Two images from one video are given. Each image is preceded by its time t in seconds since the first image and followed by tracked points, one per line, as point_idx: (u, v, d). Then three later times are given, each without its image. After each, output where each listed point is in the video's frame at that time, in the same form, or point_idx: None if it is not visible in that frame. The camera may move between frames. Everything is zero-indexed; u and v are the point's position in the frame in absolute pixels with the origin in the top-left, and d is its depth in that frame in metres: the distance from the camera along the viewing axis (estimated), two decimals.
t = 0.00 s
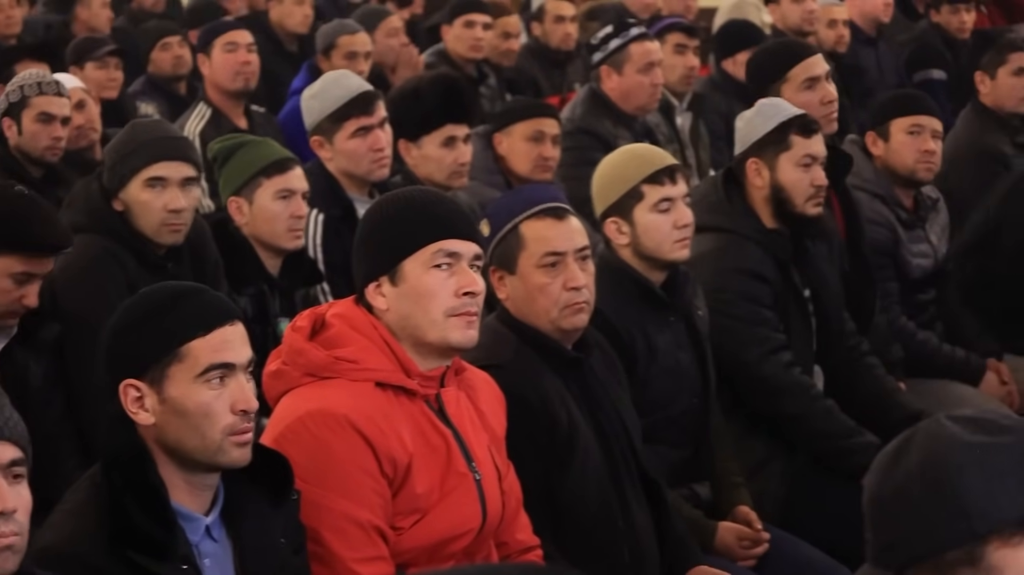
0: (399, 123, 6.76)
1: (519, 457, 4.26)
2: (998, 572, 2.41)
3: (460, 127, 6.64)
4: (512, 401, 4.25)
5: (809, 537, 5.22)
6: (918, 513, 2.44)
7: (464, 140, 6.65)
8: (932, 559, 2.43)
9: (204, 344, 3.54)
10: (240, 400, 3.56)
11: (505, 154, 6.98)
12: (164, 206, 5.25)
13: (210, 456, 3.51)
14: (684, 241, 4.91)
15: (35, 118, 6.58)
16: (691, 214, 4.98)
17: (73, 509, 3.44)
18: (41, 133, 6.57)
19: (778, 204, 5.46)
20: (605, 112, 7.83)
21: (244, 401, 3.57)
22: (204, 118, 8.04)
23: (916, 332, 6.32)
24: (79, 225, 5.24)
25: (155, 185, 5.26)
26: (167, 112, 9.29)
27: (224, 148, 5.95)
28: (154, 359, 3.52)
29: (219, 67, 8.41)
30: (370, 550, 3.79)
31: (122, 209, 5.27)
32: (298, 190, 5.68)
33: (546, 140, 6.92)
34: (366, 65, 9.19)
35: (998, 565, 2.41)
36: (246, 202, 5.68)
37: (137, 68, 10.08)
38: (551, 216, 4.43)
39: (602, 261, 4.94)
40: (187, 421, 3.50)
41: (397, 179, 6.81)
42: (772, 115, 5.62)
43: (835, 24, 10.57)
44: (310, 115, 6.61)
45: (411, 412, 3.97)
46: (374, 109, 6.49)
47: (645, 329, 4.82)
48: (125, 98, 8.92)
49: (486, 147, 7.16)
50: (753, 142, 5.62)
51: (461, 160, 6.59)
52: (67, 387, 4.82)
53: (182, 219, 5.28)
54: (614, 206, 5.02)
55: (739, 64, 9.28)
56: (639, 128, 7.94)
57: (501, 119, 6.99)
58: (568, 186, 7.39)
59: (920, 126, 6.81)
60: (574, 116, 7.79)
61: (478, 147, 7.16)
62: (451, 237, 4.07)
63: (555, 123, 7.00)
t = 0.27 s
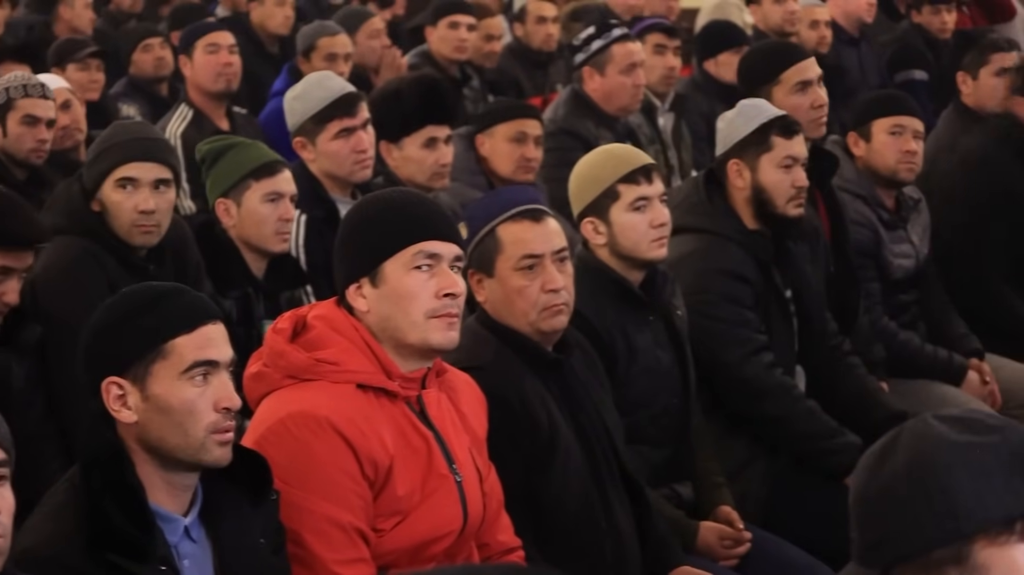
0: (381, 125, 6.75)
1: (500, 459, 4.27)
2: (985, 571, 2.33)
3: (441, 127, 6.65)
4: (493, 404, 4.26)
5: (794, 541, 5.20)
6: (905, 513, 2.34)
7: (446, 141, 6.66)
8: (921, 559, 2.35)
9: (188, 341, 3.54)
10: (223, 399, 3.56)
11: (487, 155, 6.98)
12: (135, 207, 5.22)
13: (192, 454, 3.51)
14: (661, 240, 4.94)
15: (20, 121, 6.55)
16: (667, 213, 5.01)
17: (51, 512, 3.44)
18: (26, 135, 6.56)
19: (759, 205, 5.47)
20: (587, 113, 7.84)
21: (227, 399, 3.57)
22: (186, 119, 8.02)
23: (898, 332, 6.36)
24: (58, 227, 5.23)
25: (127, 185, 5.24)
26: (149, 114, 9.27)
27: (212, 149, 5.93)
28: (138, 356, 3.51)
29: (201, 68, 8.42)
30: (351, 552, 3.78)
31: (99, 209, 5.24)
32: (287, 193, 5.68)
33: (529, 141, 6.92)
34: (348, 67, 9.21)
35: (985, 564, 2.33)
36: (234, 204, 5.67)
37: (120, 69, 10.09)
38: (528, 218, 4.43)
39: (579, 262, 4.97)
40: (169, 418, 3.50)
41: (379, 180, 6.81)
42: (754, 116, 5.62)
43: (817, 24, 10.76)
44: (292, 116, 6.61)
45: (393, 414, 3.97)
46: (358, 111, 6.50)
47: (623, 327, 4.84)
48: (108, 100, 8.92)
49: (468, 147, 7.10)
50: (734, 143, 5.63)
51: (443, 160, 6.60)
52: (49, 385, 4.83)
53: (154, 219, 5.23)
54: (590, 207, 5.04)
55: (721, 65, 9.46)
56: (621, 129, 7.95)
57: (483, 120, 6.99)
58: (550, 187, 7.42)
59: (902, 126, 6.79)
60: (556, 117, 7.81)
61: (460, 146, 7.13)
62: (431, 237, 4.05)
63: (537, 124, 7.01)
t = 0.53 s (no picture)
0: (368, 125, 6.75)
1: (485, 461, 4.28)
2: (974, 571, 2.30)
3: (426, 128, 6.64)
4: (478, 405, 4.27)
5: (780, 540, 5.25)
6: (894, 512, 2.33)
7: (430, 142, 6.64)
8: (909, 558, 2.32)
9: (175, 339, 3.54)
10: (209, 397, 3.56)
11: (473, 156, 6.97)
12: (120, 209, 5.21)
13: (178, 452, 3.50)
14: (646, 242, 4.94)
15: (8, 122, 6.47)
16: (653, 216, 5.01)
17: (36, 513, 3.43)
18: (13, 137, 6.49)
19: (744, 206, 5.48)
20: (573, 113, 7.85)
21: (214, 397, 3.57)
22: (172, 119, 8.04)
23: (884, 332, 6.38)
24: (43, 229, 5.21)
25: (112, 187, 5.23)
26: (135, 115, 9.29)
27: (215, 150, 5.83)
28: (125, 354, 3.51)
29: (188, 69, 8.42)
30: (337, 553, 3.76)
31: (85, 211, 5.24)
32: (286, 201, 5.62)
33: (515, 142, 6.92)
34: (333, 68, 9.22)
35: (973, 564, 2.30)
36: (233, 208, 5.59)
37: (106, 71, 10.09)
38: (511, 220, 4.44)
39: (568, 262, 4.98)
40: (156, 416, 3.49)
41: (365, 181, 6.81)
42: (739, 117, 5.62)
43: (804, 25, 10.82)
44: (280, 117, 6.62)
45: (378, 415, 3.96)
46: (345, 111, 6.50)
47: (611, 329, 4.85)
48: (94, 102, 8.91)
49: (457, 149, 7.02)
50: (721, 143, 5.64)
51: (428, 161, 6.58)
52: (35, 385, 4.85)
53: (139, 222, 5.23)
54: (576, 208, 5.05)
55: (707, 66, 9.47)
56: (607, 130, 7.96)
57: (468, 120, 6.99)
58: (538, 188, 7.47)
59: (888, 127, 6.78)
60: (542, 117, 7.81)
61: (446, 149, 7.05)
62: (415, 239, 4.05)
63: (523, 125, 7.01)
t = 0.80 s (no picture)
0: (353, 126, 6.74)
1: (471, 463, 4.28)
2: (957, 570, 2.29)
3: (411, 130, 6.61)
4: (463, 406, 4.27)
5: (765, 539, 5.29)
6: (877, 511, 2.34)
7: (415, 144, 6.62)
8: (892, 557, 2.33)
9: (164, 339, 3.49)
10: (197, 397, 3.52)
11: (458, 157, 6.97)
12: (107, 212, 5.21)
13: (166, 453, 3.45)
14: (636, 247, 4.93)
15: None
16: (645, 221, 5.01)
17: (21, 516, 3.36)
18: None
19: (729, 207, 5.49)
20: (558, 115, 7.85)
21: (202, 398, 3.53)
22: (158, 120, 8.10)
23: (869, 333, 6.41)
24: (28, 230, 5.19)
25: (99, 190, 5.22)
26: (121, 116, 9.28)
27: (228, 153, 5.69)
28: (114, 354, 3.44)
29: (172, 70, 8.41)
30: (322, 554, 3.76)
31: (71, 212, 5.23)
32: (295, 214, 5.53)
33: (500, 144, 6.93)
34: (318, 70, 9.22)
35: (956, 562, 2.29)
36: (242, 216, 5.48)
37: (91, 72, 10.08)
38: (497, 222, 4.44)
39: (558, 264, 4.99)
40: (144, 417, 3.44)
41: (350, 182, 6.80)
42: (724, 118, 5.62)
43: (790, 27, 10.81)
44: (267, 118, 6.63)
45: (362, 416, 3.95)
46: (332, 112, 6.50)
47: (602, 332, 4.86)
48: (79, 104, 8.90)
49: (441, 150, 7.05)
50: (705, 144, 5.63)
51: (413, 163, 6.55)
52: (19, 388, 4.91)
53: (126, 225, 5.23)
54: (568, 209, 5.05)
55: (692, 67, 9.47)
56: (592, 131, 7.95)
57: (454, 122, 7.00)
58: (523, 190, 7.48)
59: (873, 127, 6.76)
60: (527, 119, 7.82)
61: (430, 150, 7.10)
62: (398, 240, 4.06)
63: (508, 126, 7.00)
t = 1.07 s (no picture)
0: (340, 128, 6.74)
1: (457, 465, 4.28)
2: (938, 570, 2.32)
3: (398, 132, 6.61)
4: (450, 408, 4.27)
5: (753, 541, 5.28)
6: (860, 513, 2.33)
7: (402, 146, 6.61)
8: (874, 557, 2.33)
9: (152, 340, 3.47)
10: (185, 399, 3.50)
11: (444, 159, 6.98)
12: (101, 220, 5.15)
13: (153, 455, 3.43)
14: (627, 252, 4.93)
15: None
16: (638, 226, 5.00)
17: (7, 518, 3.35)
18: None
19: (715, 208, 5.49)
20: (544, 116, 7.86)
21: (189, 400, 3.50)
22: (144, 123, 8.12)
23: (855, 334, 6.43)
24: (12, 233, 5.19)
25: (94, 197, 5.14)
26: (107, 119, 9.28)
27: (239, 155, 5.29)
28: (101, 354, 3.43)
29: (157, 72, 8.40)
30: (308, 556, 3.76)
31: (61, 214, 5.18)
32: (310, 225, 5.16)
33: (487, 146, 6.93)
34: (304, 72, 9.21)
35: (938, 561, 2.32)
36: (254, 224, 5.12)
37: (76, 75, 10.08)
38: (486, 223, 4.43)
39: (549, 265, 4.99)
40: (132, 417, 3.42)
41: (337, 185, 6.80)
42: (710, 119, 5.64)
43: (779, 30, 10.74)
44: (254, 119, 6.65)
45: (347, 417, 3.95)
46: (319, 113, 6.50)
47: (592, 334, 4.87)
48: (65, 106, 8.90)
49: (428, 152, 7.05)
50: (692, 145, 5.64)
51: (400, 165, 6.54)
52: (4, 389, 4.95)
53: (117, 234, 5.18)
54: (561, 211, 5.05)
55: (678, 68, 9.47)
56: (578, 132, 7.95)
57: (440, 124, 7.00)
58: (510, 192, 7.50)
59: (858, 129, 6.77)
60: (514, 121, 7.82)
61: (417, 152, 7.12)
62: (383, 241, 4.06)
63: (494, 128, 7.00)
